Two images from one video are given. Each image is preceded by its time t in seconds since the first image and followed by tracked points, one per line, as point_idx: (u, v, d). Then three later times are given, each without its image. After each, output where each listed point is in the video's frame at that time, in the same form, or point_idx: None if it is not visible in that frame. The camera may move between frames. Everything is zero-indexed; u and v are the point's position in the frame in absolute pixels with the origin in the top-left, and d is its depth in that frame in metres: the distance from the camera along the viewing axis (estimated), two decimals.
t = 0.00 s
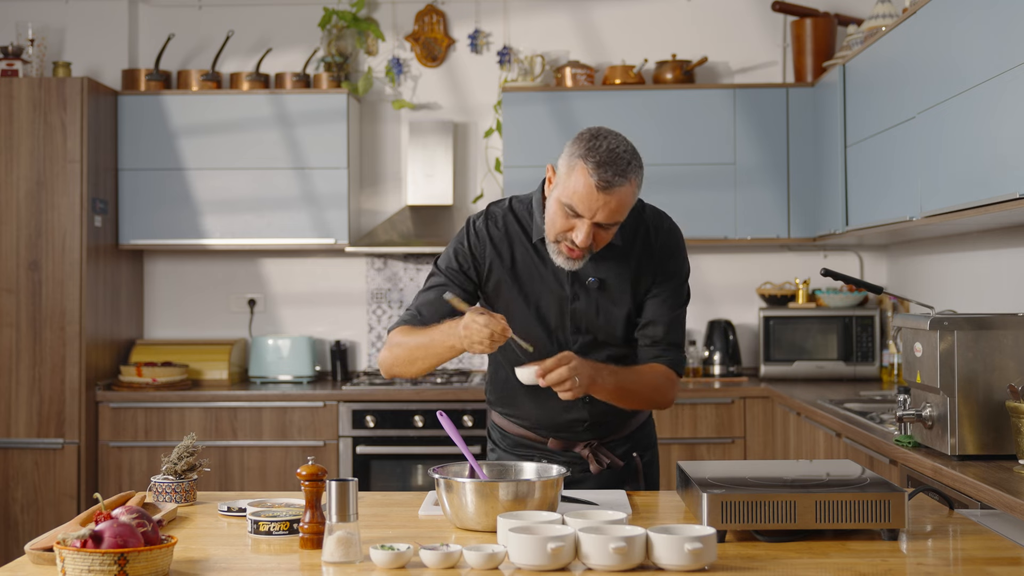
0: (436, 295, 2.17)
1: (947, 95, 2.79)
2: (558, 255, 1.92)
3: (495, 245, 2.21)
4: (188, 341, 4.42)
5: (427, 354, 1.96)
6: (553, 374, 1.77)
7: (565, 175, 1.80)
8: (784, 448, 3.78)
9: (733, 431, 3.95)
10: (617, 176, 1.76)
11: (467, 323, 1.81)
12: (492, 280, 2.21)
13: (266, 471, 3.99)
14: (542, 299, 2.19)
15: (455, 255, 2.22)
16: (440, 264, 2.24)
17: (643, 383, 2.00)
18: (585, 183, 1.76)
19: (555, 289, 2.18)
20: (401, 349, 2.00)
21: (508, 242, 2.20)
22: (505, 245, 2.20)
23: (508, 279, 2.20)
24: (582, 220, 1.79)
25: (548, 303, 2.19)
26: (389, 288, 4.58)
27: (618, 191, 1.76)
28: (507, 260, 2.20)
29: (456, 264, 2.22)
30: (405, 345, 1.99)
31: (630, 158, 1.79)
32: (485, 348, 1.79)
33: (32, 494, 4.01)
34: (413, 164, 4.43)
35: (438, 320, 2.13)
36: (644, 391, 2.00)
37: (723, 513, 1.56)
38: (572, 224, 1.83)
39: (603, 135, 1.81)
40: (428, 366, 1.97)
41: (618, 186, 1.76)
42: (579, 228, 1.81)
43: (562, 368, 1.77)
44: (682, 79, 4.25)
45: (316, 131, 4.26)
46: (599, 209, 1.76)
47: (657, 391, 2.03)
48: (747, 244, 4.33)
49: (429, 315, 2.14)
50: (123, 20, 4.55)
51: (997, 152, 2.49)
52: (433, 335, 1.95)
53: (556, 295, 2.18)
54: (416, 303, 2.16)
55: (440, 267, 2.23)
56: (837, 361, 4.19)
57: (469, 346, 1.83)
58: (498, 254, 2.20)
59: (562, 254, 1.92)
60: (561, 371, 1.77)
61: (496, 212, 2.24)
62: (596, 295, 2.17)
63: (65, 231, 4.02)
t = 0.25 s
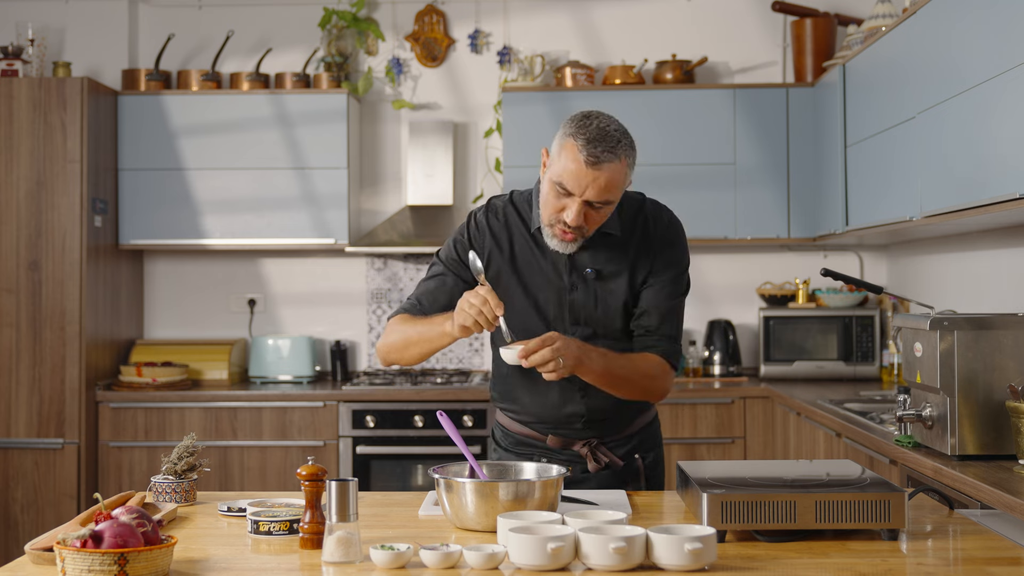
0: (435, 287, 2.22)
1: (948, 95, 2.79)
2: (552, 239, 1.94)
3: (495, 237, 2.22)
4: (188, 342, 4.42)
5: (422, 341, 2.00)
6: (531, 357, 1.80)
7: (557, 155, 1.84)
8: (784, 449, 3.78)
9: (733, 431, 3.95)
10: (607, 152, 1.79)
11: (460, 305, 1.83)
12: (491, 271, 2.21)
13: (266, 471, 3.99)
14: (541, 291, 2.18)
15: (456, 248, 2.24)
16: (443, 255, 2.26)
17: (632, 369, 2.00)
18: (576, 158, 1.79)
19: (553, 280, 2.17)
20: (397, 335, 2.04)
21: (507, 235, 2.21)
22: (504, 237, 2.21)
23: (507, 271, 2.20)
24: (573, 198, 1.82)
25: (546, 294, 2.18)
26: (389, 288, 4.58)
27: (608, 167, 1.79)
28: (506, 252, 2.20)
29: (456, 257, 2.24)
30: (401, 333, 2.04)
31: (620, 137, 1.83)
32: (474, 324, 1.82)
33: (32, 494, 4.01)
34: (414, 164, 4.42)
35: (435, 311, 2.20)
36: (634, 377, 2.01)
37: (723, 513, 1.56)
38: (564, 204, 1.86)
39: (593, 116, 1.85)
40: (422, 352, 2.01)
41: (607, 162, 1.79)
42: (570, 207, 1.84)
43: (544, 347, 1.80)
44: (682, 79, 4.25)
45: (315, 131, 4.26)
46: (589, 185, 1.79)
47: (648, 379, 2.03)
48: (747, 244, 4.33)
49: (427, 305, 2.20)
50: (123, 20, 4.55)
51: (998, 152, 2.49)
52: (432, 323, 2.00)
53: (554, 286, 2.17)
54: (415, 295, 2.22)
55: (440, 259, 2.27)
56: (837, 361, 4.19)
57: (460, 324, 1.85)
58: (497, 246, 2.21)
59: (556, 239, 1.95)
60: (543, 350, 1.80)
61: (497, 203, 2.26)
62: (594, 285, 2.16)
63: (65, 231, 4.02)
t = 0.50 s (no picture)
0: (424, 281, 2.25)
1: (948, 95, 2.79)
2: (540, 222, 1.94)
3: (484, 233, 2.23)
4: (187, 342, 4.42)
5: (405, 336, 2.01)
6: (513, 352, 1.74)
7: (538, 135, 1.84)
8: (784, 449, 3.78)
9: (733, 431, 3.95)
10: (586, 127, 1.80)
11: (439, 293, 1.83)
12: (479, 267, 2.22)
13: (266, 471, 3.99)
14: (527, 287, 2.19)
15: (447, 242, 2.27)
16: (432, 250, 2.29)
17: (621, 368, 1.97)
18: (557, 134, 1.80)
19: (539, 277, 2.18)
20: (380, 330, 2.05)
21: (496, 230, 2.22)
22: (492, 233, 2.23)
23: (494, 266, 2.21)
24: (559, 176, 1.83)
25: (532, 291, 2.19)
26: (389, 288, 4.58)
27: (589, 141, 1.79)
28: (494, 247, 2.22)
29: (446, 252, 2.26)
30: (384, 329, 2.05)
31: (599, 112, 1.84)
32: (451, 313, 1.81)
33: (32, 494, 4.01)
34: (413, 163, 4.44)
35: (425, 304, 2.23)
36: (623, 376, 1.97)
37: (723, 513, 1.56)
38: (549, 183, 1.86)
39: (571, 96, 1.87)
40: (406, 348, 2.02)
41: (588, 136, 1.79)
42: (557, 186, 1.84)
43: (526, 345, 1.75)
44: (682, 79, 4.25)
45: (315, 131, 4.26)
46: (573, 160, 1.80)
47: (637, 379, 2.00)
48: (747, 244, 4.33)
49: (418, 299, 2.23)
50: (122, 20, 4.55)
51: (998, 153, 2.49)
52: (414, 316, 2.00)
53: (540, 282, 2.18)
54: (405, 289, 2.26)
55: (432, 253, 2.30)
56: (837, 361, 4.19)
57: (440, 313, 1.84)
58: (486, 242, 2.22)
59: (546, 222, 1.95)
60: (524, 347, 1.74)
61: (485, 200, 2.28)
62: (580, 281, 2.16)
63: (65, 231, 4.02)
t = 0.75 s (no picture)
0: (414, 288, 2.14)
1: (948, 95, 2.79)
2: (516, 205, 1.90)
3: (454, 231, 2.19)
4: (188, 342, 4.42)
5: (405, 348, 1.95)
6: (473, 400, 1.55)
7: (499, 116, 1.84)
8: (784, 449, 3.78)
9: (733, 431, 3.95)
10: (545, 97, 1.80)
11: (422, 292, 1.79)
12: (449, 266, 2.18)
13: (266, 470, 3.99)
14: (493, 285, 2.13)
15: (421, 242, 2.19)
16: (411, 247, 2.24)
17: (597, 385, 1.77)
18: (518, 108, 1.80)
19: (506, 276, 2.12)
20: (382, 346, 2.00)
21: (466, 229, 2.18)
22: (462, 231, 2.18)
23: (463, 265, 2.17)
24: (526, 150, 1.81)
25: (499, 290, 2.13)
26: (389, 288, 4.58)
27: (549, 108, 1.79)
28: (463, 246, 2.17)
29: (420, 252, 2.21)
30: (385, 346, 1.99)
31: (555, 86, 1.85)
32: (443, 309, 1.76)
33: (32, 494, 4.01)
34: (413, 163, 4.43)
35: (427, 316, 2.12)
36: (603, 391, 1.78)
37: (723, 513, 1.56)
38: (518, 161, 1.83)
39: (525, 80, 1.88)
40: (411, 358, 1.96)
41: (547, 104, 1.79)
42: (527, 160, 1.82)
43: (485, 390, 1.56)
44: (682, 79, 4.25)
45: (316, 131, 4.26)
46: (538, 129, 1.79)
47: (616, 394, 1.80)
48: (747, 244, 4.33)
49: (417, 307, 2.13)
50: (123, 20, 4.55)
51: (998, 153, 2.49)
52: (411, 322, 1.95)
53: (506, 281, 2.12)
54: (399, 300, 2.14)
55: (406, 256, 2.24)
56: (837, 361, 4.19)
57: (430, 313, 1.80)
58: (455, 240, 2.18)
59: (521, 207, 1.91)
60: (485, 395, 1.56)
61: (460, 196, 2.23)
62: (547, 281, 2.09)
63: (65, 231, 4.02)
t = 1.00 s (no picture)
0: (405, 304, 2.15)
1: (948, 95, 2.79)
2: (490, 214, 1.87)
3: (432, 239, 2.19)
4: (188, 341, 4.42)
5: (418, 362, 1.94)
6: (443, 486, 1.45)
7: (470, 124, 1.81)
8: (784, 449, 3.78)
9: (733, 431, 3.95)
10: (518, 104, 1.77)
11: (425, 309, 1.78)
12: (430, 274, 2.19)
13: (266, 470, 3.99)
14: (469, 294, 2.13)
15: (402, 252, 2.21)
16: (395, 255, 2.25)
17: (557, 415, 1.63)
18: (490, 116, 1.77)
19: (481, 284, 2.12)
20: (396, 364, 1.99)
21: (443, 236, 2.18)
22: (439, 239, 2.18)
23: (442, 273, 2.17)
24: (500, 158, 1.78)
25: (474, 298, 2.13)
26: (389, 288, 4.58)
27: (522, 116, 1.76)
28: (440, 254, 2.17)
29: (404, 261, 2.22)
30: (397, 363, 1.99)
31: (527, 92, 1.82)
32: (447, 320, 1.74)
33: (32, 494, 4.01)
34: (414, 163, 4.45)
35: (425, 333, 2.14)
36: (566, 418, 1.64)
37: (723, 513, 1.56)
38: (492, 169, 1.80)
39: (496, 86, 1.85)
40: (428, 371, 1.95)
41: (520, 112, 1.76)
42: (501, 168, 1.79)
43: (450, 471, 1.45)
44: (682, 79, 4.25)
45: (316, 131, 4.26)
46: (512, 138, 1.76)
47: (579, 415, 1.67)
48: (747, 244, 4.33)
49: (416, 321, 2.14)
50: (123, 20, 4.55)
51: (998, 154, 2.49)
52: (420, 337, 1.94)
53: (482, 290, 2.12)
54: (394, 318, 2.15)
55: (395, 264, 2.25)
56: (837, 361, 4.19)
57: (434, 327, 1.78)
58: (434, 248, 2.19)
59: (495, 215, 1.88)
60: (452, 479, 1.45)
61: (436, 202, 2.22)
62: (519, 288, 2.08)
63: (65, 231, 4.02)
